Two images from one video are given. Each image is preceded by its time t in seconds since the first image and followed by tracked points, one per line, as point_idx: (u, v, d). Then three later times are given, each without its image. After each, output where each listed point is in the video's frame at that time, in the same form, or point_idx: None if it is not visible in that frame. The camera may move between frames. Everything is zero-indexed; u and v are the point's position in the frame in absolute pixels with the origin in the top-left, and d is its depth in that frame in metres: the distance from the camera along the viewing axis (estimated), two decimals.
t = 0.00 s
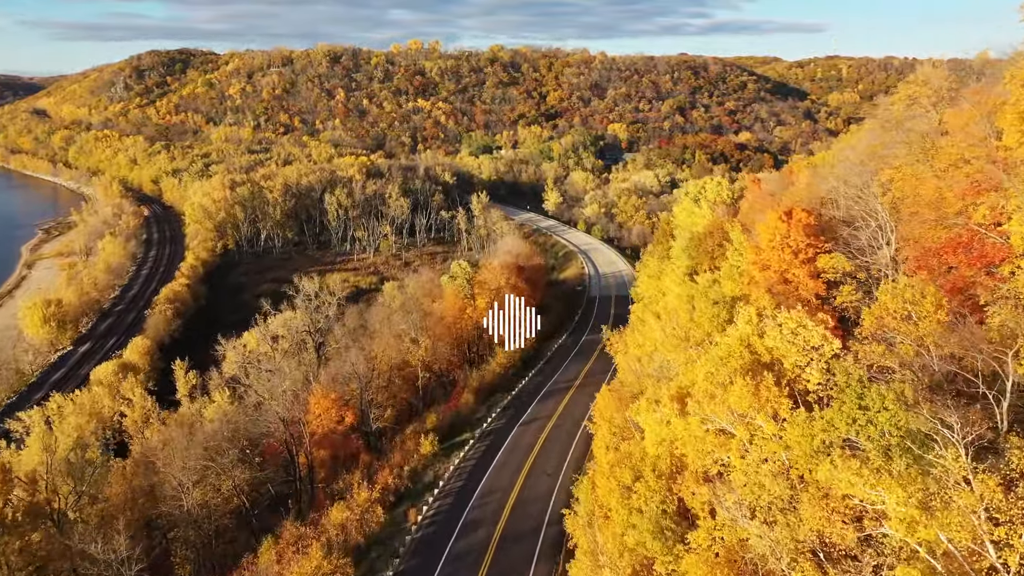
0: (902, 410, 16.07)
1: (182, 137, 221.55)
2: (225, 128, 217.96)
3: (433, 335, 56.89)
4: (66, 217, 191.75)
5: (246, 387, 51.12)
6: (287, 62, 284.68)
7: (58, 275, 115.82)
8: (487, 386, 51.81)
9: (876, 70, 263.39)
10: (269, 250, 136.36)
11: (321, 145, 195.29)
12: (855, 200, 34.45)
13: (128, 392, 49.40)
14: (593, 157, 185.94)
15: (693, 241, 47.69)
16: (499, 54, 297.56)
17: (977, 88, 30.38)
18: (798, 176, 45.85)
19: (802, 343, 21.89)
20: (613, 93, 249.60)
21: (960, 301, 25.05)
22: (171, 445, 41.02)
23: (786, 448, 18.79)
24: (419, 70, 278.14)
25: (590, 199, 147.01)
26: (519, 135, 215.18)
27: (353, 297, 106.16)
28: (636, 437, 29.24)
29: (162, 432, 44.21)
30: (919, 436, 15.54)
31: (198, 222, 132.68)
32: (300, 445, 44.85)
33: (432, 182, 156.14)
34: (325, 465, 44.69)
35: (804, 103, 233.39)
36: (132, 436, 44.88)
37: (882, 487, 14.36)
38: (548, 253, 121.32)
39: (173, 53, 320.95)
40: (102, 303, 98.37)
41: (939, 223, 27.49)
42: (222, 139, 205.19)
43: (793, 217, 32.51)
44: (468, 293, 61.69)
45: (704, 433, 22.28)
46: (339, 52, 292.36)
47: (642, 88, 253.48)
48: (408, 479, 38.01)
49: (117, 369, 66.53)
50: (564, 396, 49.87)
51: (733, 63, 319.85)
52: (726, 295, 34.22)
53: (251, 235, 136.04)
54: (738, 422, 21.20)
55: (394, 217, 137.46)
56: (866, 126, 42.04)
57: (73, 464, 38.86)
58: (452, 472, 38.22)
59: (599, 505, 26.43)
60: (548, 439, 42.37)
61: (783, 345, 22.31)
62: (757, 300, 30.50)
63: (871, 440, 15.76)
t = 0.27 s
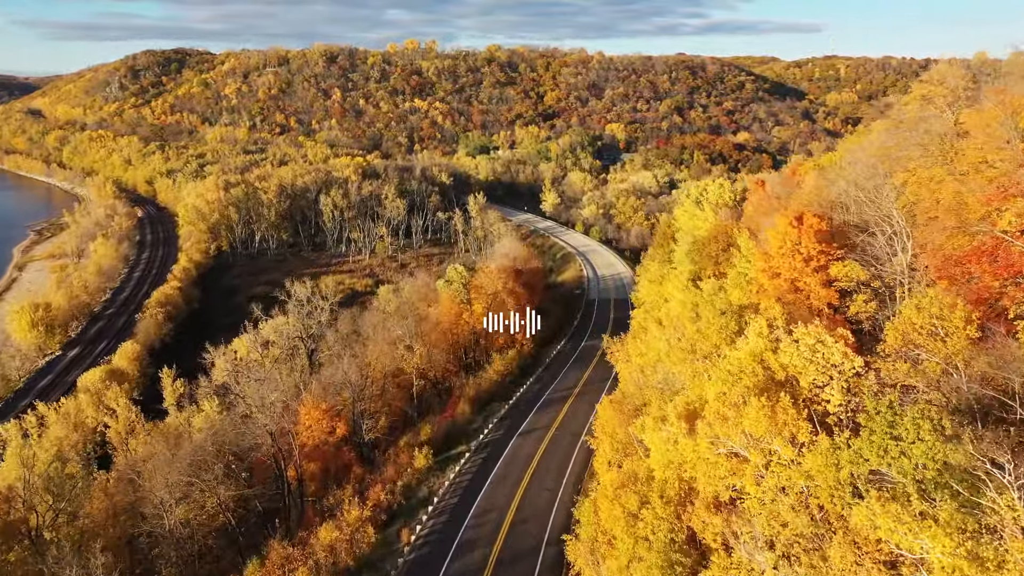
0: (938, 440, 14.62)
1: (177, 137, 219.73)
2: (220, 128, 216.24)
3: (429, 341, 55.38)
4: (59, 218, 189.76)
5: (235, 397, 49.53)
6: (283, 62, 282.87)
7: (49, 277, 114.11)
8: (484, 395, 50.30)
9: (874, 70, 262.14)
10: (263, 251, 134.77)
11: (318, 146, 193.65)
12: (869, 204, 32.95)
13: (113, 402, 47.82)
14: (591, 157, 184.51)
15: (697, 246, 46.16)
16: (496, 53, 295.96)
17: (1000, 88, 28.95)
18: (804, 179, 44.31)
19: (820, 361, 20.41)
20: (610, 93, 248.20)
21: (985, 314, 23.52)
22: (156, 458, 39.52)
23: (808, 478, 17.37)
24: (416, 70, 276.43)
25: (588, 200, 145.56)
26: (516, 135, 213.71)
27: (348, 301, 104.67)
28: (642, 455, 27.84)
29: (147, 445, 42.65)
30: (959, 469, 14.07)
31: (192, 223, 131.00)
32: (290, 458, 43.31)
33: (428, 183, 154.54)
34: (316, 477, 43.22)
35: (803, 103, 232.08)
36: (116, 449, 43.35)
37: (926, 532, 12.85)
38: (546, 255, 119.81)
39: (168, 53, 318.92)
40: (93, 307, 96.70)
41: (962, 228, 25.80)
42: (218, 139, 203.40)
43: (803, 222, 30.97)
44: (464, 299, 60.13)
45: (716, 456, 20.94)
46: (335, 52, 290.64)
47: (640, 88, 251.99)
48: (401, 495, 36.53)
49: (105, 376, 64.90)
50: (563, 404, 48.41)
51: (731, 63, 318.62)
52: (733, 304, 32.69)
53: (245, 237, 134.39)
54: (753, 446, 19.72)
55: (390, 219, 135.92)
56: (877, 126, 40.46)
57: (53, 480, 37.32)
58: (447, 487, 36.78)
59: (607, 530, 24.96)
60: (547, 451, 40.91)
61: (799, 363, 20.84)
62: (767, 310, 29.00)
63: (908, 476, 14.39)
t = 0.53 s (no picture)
0: (984, 479, 13.07)
1: (172, 137, 217.89)
2: (215, 128, 214.37)
3: (423, 349, 53.90)
4: (52, 219, 187.72)
5: (223, 406, 47.98)
6: (279, 62, 280.98)
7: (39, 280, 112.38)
8: (481, 404, 48.86)
9: (872, 70, 261.13)
10: (258, 253, 133.17)
11: (313, 146, 191.98)
12: (883, 210, 31.50)
13: (99, 415, 46.37)
14: (588, 157, 183.08)
15: (702, 253, 44.82)
16: (493, 53, 294.40)
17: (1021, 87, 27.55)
18: (812, 183, 42.75)
19: (842, 383, 18.86)
20: (608, 93, 246.84)
21: (1013, 329, 22.13)
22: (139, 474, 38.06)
23: (833, 516, 15.98)
24: (413, 70, 274.81)
25: (586, 201, 144.17)
26: (513, 135, 212.24)
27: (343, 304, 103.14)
28: (648, 476, 26.43)
29: (130, 459, 41.14)
30: (1011, 517, 12.66)
31: (185, 225, 129.29)
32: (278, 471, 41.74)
33: (425, 183, 152.99)
34: (306, 492, 41.75)
35: (801, 103, 230.91)
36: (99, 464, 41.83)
37: None
38: (544, 257, 118.44)
39: (164, 53, 316.91)
40: (83, 311, 95.07)
41: (987, 238, 24.42)
42: (213, 139, 201.74)
43: (816, 228, 29.39)
44: (461, 305, 58.21)
45: (729, 484, 19.54)
46: (332, 52, 288.94)
47: (637, 88, 250.66)
48: (394, 513, 35.09)
49: (91, 382, 63.35)
50: (563, 414, 46.94)
51: (728, 63, 317.41)
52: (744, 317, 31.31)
53: (239, 239, 132.74)
54: (771, 476, 18.29)
55: (386, 220, 134.39)
56: (890, 127, 38.86)
57: (30, 497, 35.80)
58: (442, 505, 35.32)
59: (612, 558, 23.53)
60: (545, 464, 39.43)
61: (820, 384, 19.35)
62: (779, 324, 27.48)
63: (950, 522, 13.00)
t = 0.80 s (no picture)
0: None
1: (167, 138, 215.89)
2: (210, 128, 212.40)
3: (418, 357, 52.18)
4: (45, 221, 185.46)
5: (210, 417, 46.23)
6: (275, 62, 278.92)
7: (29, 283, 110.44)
8: (478, 415, 47.24)
9: (870, 70, 259.93)
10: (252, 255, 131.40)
11: (309, 146, 190.14)
12: (901, 216, 29.93)
13: (80, 426, 44.57)
14: (586, 158, 181.52)
15: (707, 259, 43.27)
16: (490, 53, 292.68)
17: None
18: (822, 187, 41.13)
19: (868, 407, 17.32)
20: (605, 93, 245.32)
21: None
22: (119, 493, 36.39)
23: (868, 561, 14.43)
24: (410, 70, 272.99)
25: (584, 202, 142.60)
26: (511, 136, 210.64)
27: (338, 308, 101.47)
28: (656, 501, 24.87)
29: (112, 475, 39.44)
30: None
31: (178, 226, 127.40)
32: (266, 487, 40.04)
33: (421, 184, 151.25)
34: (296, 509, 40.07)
35: (798, 103, 229.56)
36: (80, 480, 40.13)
37: None
38: (541, 260, 116.82)
39: (159, 53, 314.71)
40: (73, 315, 93.29)
41: (1019, 246, 22.77)
42: (208, 139, 199.89)
43: (830, 235, 27.83)
44: (456, 311, 56.32)
45: (748, 518, 18.02)
46: (328, 51, 287.06)
47: (635, 88, 249.15)
48: (385, 534, 33.44)
49: (77, 390, 61.54)
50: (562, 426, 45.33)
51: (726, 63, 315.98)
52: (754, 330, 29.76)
53: (234, 240, 130.92)
54: (790, 510, 16.76)
55: (382, 221, 132.67)
56: (906, 128, 37.12)
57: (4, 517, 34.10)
58: (436, 525, 33.78)
59: None
60: (544, 479, 37.87)
61: (843, 408, 17.80)
62: (792, 338, 25.95)
63: None
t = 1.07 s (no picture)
0: None
1: (162, 138, 214.02)
2: (205, 129, 210.55)
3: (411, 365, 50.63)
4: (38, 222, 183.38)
5: (197, 429, 44.74)
6: (271, 61, 277.04)
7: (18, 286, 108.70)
8: (474, 426, 45.76)
9: (868, 70, 258.78)
10: (246, 257, 129.84)
11: (305, 147, 188.39)
12: (919, 222, 28.46)
13: (62, 438, 43.05)
14: (584, 158, 180.11)
15: (712, 265, 41.78)
16: (487, 53, 291.05)
17: None
18: (831, 191, 39.66)
19: (900, 437, 15.92)
20: (603, 93, 243.93)
21: None
22: (97, 516, 34.81)
23: None
24: (406, 69, 271.30)
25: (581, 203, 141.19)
26: (508, 136, 209.16)
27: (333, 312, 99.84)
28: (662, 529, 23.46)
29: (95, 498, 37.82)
30: None
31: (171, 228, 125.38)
32: (253, 504, 38.53)
33: (418, 184, 149.64)
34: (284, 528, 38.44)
35: (796, 103, 228.30)
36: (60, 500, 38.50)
37: None
38: (539, 262, 115.37)
39: (155, 53, 312.70)
40: (63, 319, 91.50)
41: None
42: (203, 139, 198.13)
43: (845, 242, 26.30)
44: (452, 316, 53.94)
45: (766, 557, 16.60)
46: (324, 51, 285.30)
47: (633, 88, 247.78)
48: (375, 558, 32.03)
49: (64, 398, 59.92)
50: (561, 437, 43.86)
51: (724, 63, 314.61)
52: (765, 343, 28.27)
53: (227, 242, 129.22)
54: (815, 551, 15.31)
55: (378, 223, 131.12)
56: (921, 129, 35.61)
57: None
58: (430, 544, 32.34)
59: None
60: (543, 495, 36.40)
61: (872, 438, 16.33)
62: (807, 352, 24.49)
63: None
